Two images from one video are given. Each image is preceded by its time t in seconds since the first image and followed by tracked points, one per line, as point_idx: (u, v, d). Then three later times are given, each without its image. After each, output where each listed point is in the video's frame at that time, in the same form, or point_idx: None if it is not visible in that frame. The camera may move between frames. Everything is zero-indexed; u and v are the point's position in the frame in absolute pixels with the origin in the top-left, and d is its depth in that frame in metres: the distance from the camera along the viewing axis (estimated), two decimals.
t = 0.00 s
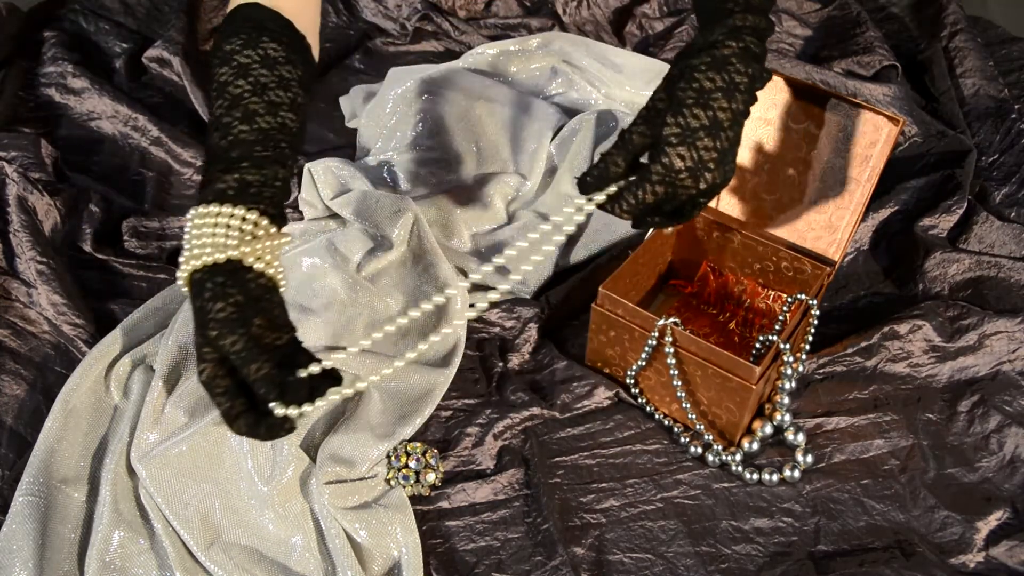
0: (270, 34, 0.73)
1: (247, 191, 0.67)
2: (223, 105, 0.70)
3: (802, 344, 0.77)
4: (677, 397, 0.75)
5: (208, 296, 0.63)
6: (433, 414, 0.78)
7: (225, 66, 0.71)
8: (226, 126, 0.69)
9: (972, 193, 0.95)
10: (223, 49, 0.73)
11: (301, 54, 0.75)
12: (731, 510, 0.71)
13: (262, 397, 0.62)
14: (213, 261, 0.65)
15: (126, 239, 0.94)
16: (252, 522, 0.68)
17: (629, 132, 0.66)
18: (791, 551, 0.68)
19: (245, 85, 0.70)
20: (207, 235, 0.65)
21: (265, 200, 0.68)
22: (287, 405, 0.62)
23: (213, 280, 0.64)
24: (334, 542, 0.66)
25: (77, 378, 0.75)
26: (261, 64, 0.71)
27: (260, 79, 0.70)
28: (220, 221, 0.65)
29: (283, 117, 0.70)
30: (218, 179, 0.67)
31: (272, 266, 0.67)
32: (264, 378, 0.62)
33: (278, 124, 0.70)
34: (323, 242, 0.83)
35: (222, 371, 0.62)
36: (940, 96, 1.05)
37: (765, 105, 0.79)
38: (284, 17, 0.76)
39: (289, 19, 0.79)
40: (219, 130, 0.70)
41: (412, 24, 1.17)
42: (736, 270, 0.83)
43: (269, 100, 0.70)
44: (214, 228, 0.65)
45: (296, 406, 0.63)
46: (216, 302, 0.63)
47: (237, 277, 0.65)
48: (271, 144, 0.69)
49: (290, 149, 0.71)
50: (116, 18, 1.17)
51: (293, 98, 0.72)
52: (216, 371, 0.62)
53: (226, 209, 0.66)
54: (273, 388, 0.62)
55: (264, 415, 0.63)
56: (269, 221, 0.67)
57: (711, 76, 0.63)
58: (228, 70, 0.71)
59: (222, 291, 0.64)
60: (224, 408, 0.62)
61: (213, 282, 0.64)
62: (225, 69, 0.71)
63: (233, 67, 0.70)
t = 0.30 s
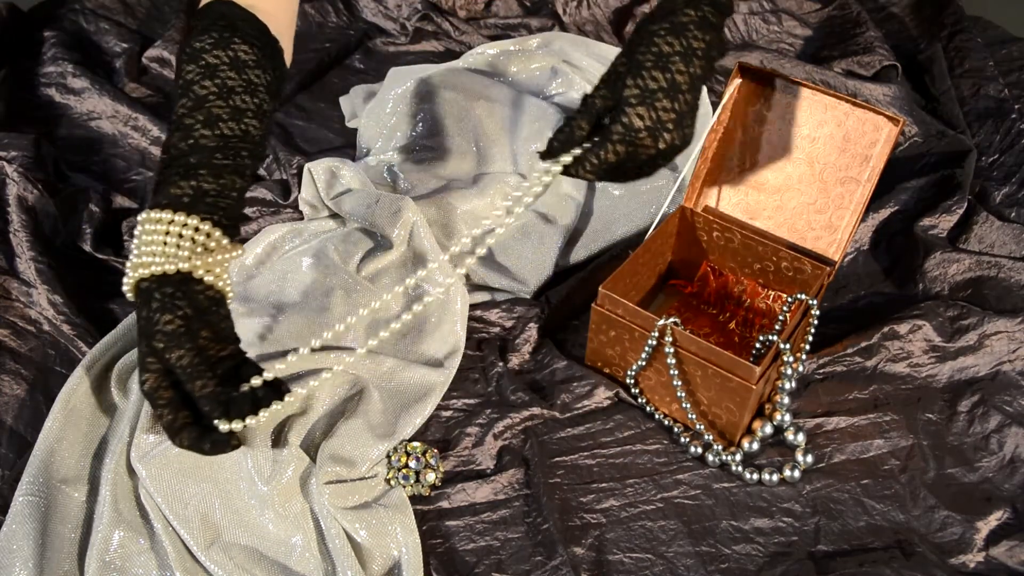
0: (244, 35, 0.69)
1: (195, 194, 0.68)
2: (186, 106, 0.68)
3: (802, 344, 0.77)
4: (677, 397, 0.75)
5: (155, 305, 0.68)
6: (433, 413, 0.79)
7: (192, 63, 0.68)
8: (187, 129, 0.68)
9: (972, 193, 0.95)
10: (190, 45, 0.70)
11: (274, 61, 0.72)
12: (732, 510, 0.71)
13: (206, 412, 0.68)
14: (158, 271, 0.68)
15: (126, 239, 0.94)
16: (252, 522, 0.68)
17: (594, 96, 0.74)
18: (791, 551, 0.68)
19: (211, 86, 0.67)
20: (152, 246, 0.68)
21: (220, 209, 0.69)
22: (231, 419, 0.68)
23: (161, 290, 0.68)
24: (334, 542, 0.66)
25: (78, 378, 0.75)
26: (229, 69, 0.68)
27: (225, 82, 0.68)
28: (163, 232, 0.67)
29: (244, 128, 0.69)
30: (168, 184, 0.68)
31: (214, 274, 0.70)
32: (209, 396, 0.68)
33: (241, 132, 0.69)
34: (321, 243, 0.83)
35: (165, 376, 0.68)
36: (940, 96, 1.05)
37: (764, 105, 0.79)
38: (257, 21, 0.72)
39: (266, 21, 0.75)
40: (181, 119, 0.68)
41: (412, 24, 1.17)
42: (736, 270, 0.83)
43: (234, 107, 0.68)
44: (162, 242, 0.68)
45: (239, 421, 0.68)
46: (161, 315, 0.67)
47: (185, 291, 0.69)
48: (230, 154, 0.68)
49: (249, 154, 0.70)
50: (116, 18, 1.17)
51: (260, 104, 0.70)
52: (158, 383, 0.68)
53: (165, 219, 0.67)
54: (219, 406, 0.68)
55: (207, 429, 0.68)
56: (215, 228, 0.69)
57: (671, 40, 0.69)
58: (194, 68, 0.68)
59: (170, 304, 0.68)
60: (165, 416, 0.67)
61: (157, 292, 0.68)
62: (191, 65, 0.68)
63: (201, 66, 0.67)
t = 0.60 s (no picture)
0: (229, 40, 0.69)
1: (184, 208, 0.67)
2: (170, 110, 0.67)
3: (802, 344, 0.77)
4: (677, 397, 0.75)
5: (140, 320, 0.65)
6: (433, 414, 0.79)
7: (178, 66, 0.68)
8: (172, 136, 0.67)
9: (972, 193, 0.95)
10: (174, 46, 0.69)
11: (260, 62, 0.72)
12: (732, 510, 0.71)
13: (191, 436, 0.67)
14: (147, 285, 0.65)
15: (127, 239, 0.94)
16: (252, 522, 0.68)
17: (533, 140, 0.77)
18: (791, 551, 0.68)
19: (198, 91, 0.67)
20: (140, 258, 0.65)
21: (203, 225, 0.68)
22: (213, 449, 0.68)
23: (156, 306, 0.65)
24: (334, 542, 0.66)
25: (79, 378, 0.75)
26: (217, 76, 0.68)
27: (212, 89, 0.68)
28: (154, 246, 0.65)
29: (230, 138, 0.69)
30: (153, 194, 0.66)
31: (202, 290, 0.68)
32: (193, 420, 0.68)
33: (225, 142, 0.69)
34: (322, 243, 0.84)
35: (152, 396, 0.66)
36: (940, 96, 1.06)
37: (765, 105, 0.80)
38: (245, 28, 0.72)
39: (252, 24, 0.75)
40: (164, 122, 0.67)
41: (412, 24, 1.17)
42: (736, 270, 0.83)
43: (220, 115, 0.68)
44: (149, 256, 0.65)
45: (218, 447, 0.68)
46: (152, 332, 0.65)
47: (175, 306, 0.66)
48: (216, 165, 0.69)
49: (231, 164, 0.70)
50: (116, 18, 1.17)
51: (244, 114, 0.70)
52: (140, 400, 0.65)
53: (157, 231, 0.65)
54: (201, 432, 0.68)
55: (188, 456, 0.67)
56: (201, 245, 0.67)
57: (601, 88, 0.73)
58: (181, 71, 0.68)
59: (164, 321, 0.65)
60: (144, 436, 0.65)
61: (145, 307, 0.65)
62: (177, 68, 0.68)
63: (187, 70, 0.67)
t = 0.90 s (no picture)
0: (225, 49, 0.69)
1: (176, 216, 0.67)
2: (166, 121, 0.67)
3: (802, 344, 0.77)
4: (677, 397, 0.75)
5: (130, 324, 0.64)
6: (433, 414, 0.79)
7: (173, 77, 0.68)
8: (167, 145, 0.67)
9: (972, 193, 0.95)
10: (171, 56, 0.69)
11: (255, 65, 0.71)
12: (732, 510, 0.71)
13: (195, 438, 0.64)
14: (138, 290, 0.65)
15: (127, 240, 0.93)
16: (252, 522, 0.68)
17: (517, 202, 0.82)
18: (791, 551, 0.68)
19: (195, 100, 0.67)
20: (132, 265, 0.65)
21: (198, 234, 0.68)
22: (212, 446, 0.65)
23: (144, 307, 0.65)
24: (334, 542, 0.66)
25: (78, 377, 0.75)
26: (213, 85, 0.68)
27: (207, 99, 0.68)
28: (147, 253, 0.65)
29: (226, 148, 0.69)
30: (147, 206, 0.67)
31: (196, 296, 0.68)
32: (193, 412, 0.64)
33: (221, 151, 0.69)
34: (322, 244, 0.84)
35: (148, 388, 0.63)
36: (940, 96, 1.06)
37: (765, 105, 0.80)
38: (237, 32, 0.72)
39: (249, 33, 0.74)
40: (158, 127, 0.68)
41: (412, 24, 1.17)
42: (736, 270, 0.83)
43: (215, 125, 0.68)
44: (142, 265, 0.65)
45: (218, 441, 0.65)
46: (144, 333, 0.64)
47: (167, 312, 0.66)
48: (212, 173, 0.68)
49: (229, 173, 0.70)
50: (116, 18, 1.18)
51: (241, 122, 0.70)
52: (133, 400, 0.64)
53: (148, 240, 0.66)
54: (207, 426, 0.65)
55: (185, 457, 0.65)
56: (196, 254, 0.68)
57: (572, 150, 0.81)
58: (176, 82, 0.67)
59: (152, 319, 0.64)
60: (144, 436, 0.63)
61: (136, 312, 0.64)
62: (172, 79, 0.68)
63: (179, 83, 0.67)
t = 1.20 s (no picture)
0: (271, 37, 0.68)
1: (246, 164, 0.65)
2: (226, 104, 0.67)
3: (802, 344, 0.77)
4: (677, 397, 0.74)
5: (202, 255, 0.64)
6: (433, 414, 0.79)
7: (229, 69, 0.67)
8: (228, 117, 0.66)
9: (972, 193, 0.95)
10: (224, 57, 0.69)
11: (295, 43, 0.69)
12: (732, 510, 0.71)
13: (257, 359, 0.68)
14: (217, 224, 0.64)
15: (126, 239, 0.94)
16: (252, 522, 0.68)
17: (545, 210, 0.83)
18: (791, 551, 0.68)
19: (250, 79, 0.66)
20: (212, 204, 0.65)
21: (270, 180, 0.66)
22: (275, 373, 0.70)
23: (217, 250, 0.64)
24: (333, 542, 0.66)
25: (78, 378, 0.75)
26: (263, 66, 0.67)
27: (261, 78, 0.67)
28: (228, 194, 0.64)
29: (284, 114, 0.67)
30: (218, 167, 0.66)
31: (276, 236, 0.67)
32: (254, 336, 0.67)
33: (281, 118, 0.67)
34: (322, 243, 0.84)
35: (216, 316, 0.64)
36: (940, 96, 1.06)
37: (765, 105, 0.80)
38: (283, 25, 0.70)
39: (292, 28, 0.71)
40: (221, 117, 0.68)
41: (412, 24, 1.18)
42: (736, 270, 0.83)
43: (270, 98, 0.66)
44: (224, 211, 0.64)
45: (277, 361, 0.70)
46: (211, 271, 0.64)
47: (236, 243, 0.64)
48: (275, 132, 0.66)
49: (293, 141, 0.68)
50: (116, 18, 1.18)
51: (295, 97, 0.68)
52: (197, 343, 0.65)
53: (233, 183, 0.65)
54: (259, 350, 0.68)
55: (244, 370, 0.68)
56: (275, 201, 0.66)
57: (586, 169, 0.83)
58: (230, 73, 0.67)
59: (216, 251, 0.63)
60: (208, 351, 0.66)
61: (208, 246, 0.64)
62: (228, 70, 0.67)
63: (232, 66, 0.66)
